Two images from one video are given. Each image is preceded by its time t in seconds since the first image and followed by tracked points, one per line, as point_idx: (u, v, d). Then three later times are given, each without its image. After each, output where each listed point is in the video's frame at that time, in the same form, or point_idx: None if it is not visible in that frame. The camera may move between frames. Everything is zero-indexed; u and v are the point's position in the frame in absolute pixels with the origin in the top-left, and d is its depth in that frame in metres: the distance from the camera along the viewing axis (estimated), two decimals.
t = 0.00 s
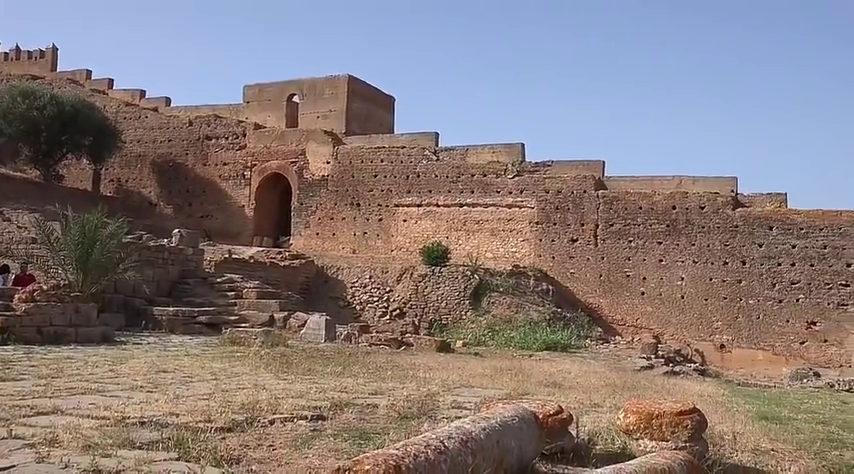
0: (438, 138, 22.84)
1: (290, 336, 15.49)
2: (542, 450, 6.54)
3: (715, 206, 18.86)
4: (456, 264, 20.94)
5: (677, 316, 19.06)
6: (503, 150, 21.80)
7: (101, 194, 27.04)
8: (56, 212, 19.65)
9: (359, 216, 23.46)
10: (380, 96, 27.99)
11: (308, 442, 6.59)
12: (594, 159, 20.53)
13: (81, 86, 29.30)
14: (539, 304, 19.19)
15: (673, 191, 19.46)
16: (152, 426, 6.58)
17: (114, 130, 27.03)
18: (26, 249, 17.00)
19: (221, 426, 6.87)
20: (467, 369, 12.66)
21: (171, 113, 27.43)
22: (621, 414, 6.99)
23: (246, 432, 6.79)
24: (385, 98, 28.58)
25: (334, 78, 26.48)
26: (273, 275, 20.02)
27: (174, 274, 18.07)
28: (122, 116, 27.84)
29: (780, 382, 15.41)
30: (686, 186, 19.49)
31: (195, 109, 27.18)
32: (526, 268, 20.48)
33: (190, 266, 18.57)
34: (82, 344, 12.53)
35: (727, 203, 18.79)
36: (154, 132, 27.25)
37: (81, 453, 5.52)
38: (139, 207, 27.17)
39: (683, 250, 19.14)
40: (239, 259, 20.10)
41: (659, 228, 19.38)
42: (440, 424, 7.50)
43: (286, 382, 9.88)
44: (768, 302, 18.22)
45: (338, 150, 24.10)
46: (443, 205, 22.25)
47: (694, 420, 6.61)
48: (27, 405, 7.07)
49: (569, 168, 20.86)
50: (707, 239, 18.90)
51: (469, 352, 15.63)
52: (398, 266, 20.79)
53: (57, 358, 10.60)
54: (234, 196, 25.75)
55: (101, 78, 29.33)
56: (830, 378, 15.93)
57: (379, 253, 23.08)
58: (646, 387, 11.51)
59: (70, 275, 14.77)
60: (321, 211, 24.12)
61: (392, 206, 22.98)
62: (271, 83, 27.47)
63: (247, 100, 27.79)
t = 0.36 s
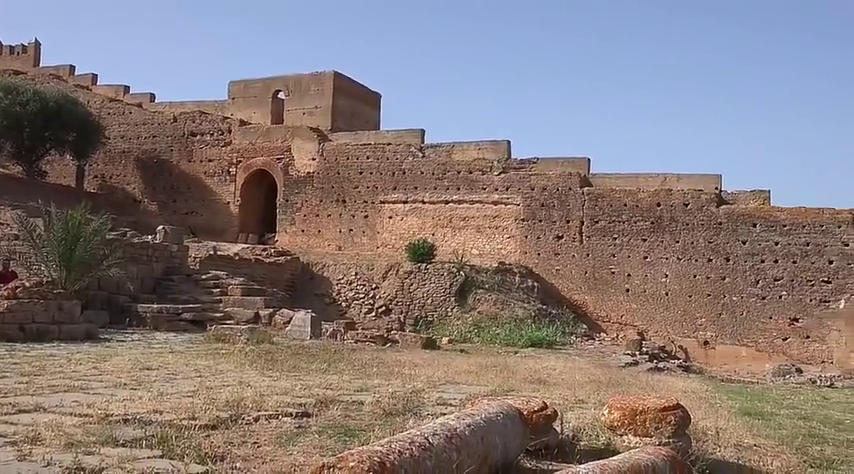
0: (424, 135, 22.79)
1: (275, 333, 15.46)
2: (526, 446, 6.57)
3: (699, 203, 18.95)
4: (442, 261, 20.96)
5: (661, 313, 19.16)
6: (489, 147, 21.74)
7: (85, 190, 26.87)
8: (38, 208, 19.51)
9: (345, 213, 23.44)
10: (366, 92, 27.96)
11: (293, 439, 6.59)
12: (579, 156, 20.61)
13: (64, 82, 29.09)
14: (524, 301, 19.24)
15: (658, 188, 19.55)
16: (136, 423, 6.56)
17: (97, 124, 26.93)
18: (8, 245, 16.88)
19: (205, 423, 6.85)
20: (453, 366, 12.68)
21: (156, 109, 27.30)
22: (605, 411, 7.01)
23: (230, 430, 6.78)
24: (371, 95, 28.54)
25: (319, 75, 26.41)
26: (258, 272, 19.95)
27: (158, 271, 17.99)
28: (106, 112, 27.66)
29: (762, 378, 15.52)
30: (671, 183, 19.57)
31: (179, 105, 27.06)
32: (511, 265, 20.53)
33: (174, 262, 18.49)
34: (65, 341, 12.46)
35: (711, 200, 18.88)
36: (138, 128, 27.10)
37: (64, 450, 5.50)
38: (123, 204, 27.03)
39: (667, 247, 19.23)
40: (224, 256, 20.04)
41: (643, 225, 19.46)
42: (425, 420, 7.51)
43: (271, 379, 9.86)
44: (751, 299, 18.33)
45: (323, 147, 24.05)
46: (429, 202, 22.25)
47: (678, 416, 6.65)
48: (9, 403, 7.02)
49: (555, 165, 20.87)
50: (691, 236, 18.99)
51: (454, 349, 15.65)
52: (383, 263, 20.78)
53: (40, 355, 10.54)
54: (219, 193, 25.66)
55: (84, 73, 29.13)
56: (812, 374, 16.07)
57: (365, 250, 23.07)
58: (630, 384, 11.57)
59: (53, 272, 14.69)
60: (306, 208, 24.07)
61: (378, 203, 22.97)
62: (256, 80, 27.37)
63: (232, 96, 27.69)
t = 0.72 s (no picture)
0: (410, 132, 22.87)
1: (260, 330, 15.42)
2: (511, 443, 6.59)
3: (684, 200, 19.04)
4: (428, 258, 20.95)
5: (646, 310, 19.25)
6: (475, 144, 21.82)
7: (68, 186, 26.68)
8: (20, 205, 19.35)
9: (330, 210, 23.40)
10: (351, 89, 27.90)
11: (277, 437, 6.58)
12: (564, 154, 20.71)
13: (47, 77, 28.86)
14: (510, 298, 19.27)
15: (642, 186, 19.61)
16: (119, 421, 6.53)
17: (81, 120, 26.73)
18: None
19: (189, 421, 6.82)
20: (438, 363, 12.69)
21: (140, 105, 27.14)
22: (589, 408, 7.04)
23: (215, 427, 6.75)
24: (357, 91, 28.49)
25: (305, 71, 26.34)
26: (243, 269, 19.88)
27: (142, 268, 17.89)
28: (90, 108, 27.46)
29: (746, 375, 15.62)
30: (655, 181, 19.63)
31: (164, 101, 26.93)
32: (497, 262, 20.56)
33: (158, 259, 18.40)
34: (48, 339, 12.38)
35: (695, 197, 18.97)
36: (122, 124, 26.92)
37: (46, 449, 5.47)
38: (107, 200, 26.85)
39: (652, 244, 19.31)
40: (209, 252, 19.96)
41: (628, 222, 19.53)
42: (410, 417, 7.51)
43: (255, 377, 9.83)
44: (735, 296, 18.45)
45: (308, 143, 23.98)
46: (415, 199, 22.24)
47: (662, 412, 6.68)
48: None
49: (540, 162, 20.97)
50: (675, 233, 19.08)
51: (439, 346, 15.66)
52: (369, 260, 20.77)
53: (21, 353, 10.45)
54: (203, 189, 25.55)
55: (67, 68, 28.92)
56: (795, 371, 16.19)
57: (350, 247, 23.04)
58: (614, 380, 11.61)
59: (36, 269, 14.60)
60: (292, 204, 24.01)
61: (364, 200, 22.93)
62: (241, 76, 27.26)
63: (217, 92, 27.56)
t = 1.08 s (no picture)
0: (396, 129, 22.84)
1: (245, 327, 15.38)
2: (496, 440, 6.60)
3: (668, 198, 19.12)
4: (413, 255, 20.95)
5: (631, 307, 19.33)
6: (461, 142, 21.80)
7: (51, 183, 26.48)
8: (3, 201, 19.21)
9: (316, 206, 23.36)
10: (337, 86, 27.84)
11: (262, 434, 6.56)
12: (550, 151, 20.68)
13: (30, 72, 28.63)
14: (495, 295, 19.30)
15: (628, 183, 19.67)
16: (102, 419, 6.49)
17: (64, 116, 26.53)
18: None
19: (173, 418, 6.80)
20: (423, 360, 12.70)
21: (124, 101, 26.98)
22: (574, 404, 7.07)
23: (199, 424, 6.73)
24: (342, 88, 28.42)
25: (290, 68, 26.24)
26: (228, 266, 19.81)
27: (126, 265, 17.80)
28: (73, 104, 27.27)
29: (729, 371, 15.72)
30: (640, 178, 19.67)
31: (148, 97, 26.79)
32: (483, 260, 20.60)
33: (143, 257, 18.31)
34: (31, 336, 12.30)
35: (680, 195, 19.05)
36: (106, 120, 26.76)
37: (28, 447, 5.43)
38: (91, 197, 26.68)
39: (636, 242, 19.38)
40: (194, 249, 19.88)
41: (613, 220, 19.61)
42: (396, 414, 7.51)
43: (240, 374, 9.80)
44: (718, 293, 18.54)
45: (294, 140, 23.92)
46: (401, 196, 22.25)
47: (645, 408, 6.72)
48: None
49: (527, 159, 20.94)
50: (660, 231, 19.16)
51: (425, 343, 15.67)
52: (355, 257, 20.75)
53: (3, 351, 10.37)
54: (188, 186, 25.44)
55: (50, 64, 28.70)
56: (777, 367, 16.31)
57: (336, 244, 23.01)
58: (599, 377, 11.64)
59: (18, 266, 14.50)
60: (277, 201, 23.95)
61: (349, 197, 22.91)
62: (226, 72, 27.13)
63: (202, 89, 27.45)
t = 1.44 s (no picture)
0: (383, 127, 22.81)
1: (232, 325, 15.35)
2: (482, 437, 6.62)
3: (655, 196, 19.18)
4: (400, 252, 20.95)
5: (617, 304, 19.41)
6: (448, 139, 21.85)
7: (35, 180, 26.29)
8: None
9: (303, 204, 23.31)
10: (324, 83, 27.77)
11: (248, 432, 6.55)
12: (537, 149, 20.71)
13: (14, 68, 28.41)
14: (483, 292, 19.33)
15: (614, 181, 19.71)
16: (87, 417, 6.46)
17: (49, 113, 26.33)
18: None
19: (159, 416, 6.77)
20: (410, 357, 12.70)
21: (110, 97, 26.83)
22: (560, 401, 7.08)
23: (185, 422, 6.72)
24: (329, 86, 28.36)
25: (277, 65, 26.15)
26: (215, 264, 19.75)
27: (112, 263, 17.70)
28: (58, 100, 27.07)
29: (714, 368, 15.81)
30: (627, 177, 19.71)
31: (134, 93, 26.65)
32: (470, 257, 20.64)
33: (128, 254, 18.22)
34: (15, 334, 12.22)
35: (666, 193, 19.11)
36: (91, 116, 26.60)
37: (11, 445, 5.39)
38: (76, 194, 26.52)
39: (623, 240, 19.45)
40: (180, 246, 19.81)
41: (600, 218, 19.66)
42: (382, 412, 7.52)
43: (226, 372, 9.77)
44: (704, 291, 18.63)
45: (281, 137, 23.85)
46: (388, 194, 22.23)
47: (631, 405, 6.74)
48: None
49: (514, 157, 20.98)
50: (646, 228, 19.23)
51: (412, 340, 15.68)
52: (342, 254, 20.72)
53: None
54: (174, 183, 25.33)
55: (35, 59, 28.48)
56: (762, 364, 16.42)
57: (323, 241, 22.98)
58: (585, 374, 11.69)
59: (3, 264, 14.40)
60: (264, 199, 23.89)
61: (337, 194, 22.87)
62: (212, 69, 27.02)
63: (188, 85, 27.32)
